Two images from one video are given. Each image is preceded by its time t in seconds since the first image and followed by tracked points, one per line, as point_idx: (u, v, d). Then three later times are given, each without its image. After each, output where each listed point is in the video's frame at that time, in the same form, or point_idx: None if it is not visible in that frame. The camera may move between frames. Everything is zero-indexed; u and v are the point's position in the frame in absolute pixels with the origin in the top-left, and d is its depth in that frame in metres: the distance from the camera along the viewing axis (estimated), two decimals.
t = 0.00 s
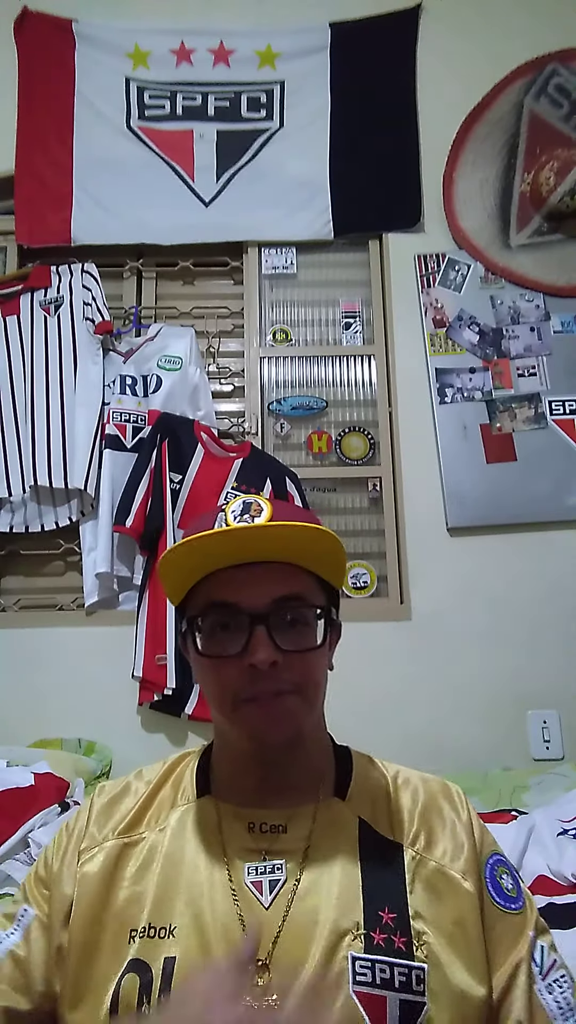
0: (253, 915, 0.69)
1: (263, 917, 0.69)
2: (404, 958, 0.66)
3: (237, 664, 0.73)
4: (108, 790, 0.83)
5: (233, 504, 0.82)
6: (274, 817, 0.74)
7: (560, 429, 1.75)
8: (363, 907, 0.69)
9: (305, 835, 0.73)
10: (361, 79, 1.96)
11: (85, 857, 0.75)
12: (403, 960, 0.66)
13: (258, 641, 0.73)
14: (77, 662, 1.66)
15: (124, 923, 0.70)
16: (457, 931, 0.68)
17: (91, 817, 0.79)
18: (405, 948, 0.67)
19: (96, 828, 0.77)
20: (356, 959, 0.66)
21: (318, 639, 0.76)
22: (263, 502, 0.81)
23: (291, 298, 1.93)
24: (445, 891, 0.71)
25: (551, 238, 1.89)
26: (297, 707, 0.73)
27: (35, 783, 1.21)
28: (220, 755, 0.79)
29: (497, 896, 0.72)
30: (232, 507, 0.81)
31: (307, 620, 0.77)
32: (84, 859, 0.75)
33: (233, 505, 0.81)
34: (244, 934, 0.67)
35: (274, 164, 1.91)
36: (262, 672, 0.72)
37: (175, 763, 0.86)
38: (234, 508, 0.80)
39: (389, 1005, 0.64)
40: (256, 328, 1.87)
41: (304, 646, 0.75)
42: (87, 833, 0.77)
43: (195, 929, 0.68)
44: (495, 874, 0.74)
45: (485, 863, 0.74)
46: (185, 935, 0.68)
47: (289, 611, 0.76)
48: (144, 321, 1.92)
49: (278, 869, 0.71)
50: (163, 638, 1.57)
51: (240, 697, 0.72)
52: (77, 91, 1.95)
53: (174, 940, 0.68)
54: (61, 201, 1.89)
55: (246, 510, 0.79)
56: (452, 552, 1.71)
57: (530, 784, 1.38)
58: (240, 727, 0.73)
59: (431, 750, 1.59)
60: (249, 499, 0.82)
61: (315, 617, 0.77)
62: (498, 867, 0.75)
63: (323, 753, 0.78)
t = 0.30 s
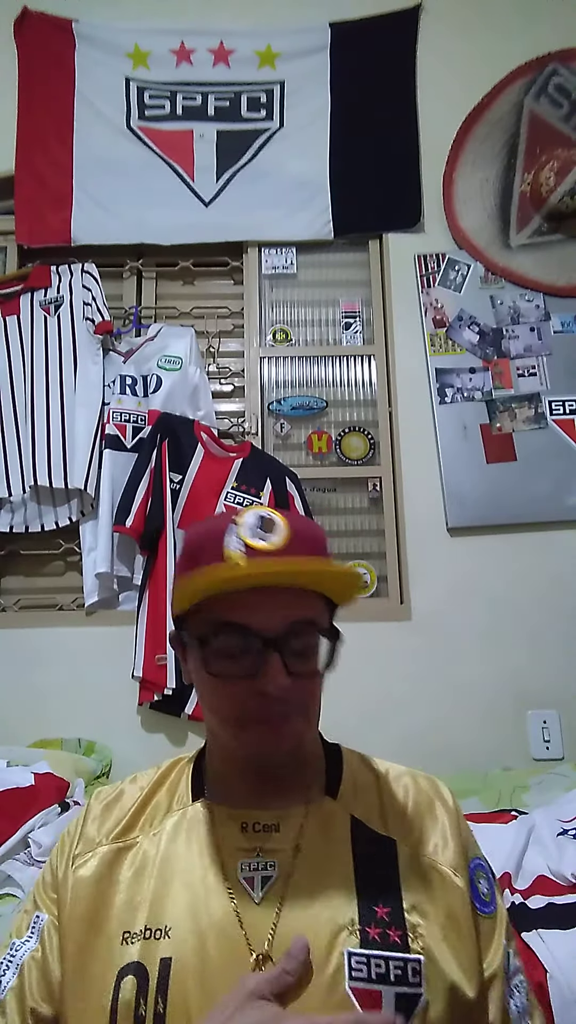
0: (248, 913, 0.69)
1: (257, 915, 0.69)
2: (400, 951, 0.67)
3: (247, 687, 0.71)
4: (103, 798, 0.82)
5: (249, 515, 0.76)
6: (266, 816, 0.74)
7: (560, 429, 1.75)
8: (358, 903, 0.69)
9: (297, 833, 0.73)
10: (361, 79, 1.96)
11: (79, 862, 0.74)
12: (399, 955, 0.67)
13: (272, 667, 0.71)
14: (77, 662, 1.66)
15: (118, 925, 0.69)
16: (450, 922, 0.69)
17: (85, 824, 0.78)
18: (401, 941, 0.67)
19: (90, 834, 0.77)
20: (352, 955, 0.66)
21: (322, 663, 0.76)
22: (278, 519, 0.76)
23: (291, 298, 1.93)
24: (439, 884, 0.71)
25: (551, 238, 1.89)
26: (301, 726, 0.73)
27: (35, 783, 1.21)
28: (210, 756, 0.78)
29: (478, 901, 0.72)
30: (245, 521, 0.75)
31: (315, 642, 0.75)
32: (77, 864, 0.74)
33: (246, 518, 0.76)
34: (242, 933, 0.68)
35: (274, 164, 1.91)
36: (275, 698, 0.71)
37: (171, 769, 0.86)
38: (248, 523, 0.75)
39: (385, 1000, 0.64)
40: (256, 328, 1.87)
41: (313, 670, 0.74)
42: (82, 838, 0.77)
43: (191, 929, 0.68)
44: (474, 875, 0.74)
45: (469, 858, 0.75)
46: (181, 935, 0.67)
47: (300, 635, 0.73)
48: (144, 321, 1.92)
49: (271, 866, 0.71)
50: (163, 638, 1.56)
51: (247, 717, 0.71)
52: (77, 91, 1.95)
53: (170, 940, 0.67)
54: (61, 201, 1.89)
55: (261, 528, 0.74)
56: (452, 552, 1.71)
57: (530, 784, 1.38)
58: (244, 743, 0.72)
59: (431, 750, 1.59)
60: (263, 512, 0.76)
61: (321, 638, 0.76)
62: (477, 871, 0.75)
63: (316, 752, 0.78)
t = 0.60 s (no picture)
0: (241, 923, 0.68)
1: (250, 926, 0.68)
2: (393, 960, 0.68)
3: (298, 758, 0.67)
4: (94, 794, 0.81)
5: (322, 575, 0.65)
6: (262, 824, 0.72)
7: (561, 429, 1.75)
8: (351, 913, 0.70)
9: (293, 843, 0.72)
10: (361, 79, 1.96)
11: (68, 868, 0.73)
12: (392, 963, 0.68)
13: (329, 744, 0.68)
14: (77, 662, 1.67)
15: (110, 931, 0.69)
16: (443, 934, 0.71)
17: (74, 825, 0.77)
18: (393, 949, 0.68)
19: (79, 837, 0.75)
20: (346, 965, 0.67)
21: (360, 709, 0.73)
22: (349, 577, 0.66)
23: (291, 298, 1.93)
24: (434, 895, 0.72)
25: (551, 238, 1.89)
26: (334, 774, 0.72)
27: (35, 783, 1.21)
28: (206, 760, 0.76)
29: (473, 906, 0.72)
30: (318, 582, 0.65)
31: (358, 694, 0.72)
32: (67, 870, 0.73)
33: (319, 576, 0.65)
34: (234, 946, 0.67)
35: (274, 164, 1.91)
36: (322, 762, 0.69)
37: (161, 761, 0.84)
38: (321, 586, 0.65)
39: (379, 1008, 0.66)
40: (256, 328, 1.87)
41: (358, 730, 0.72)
42: (71, 841, 0.75)
43: (183, 937, 0.68)
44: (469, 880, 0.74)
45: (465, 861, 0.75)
46: (173, 944, 0.67)
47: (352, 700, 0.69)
48: (144, 321, 1.92)
49: (266, 879, 0.70)
50: (163, 638, 1.56)
51: (288, 774, 0.69)
52: (77, 90, 1.95)
53: (160, 950, 0.67)
54: (61, 201, 1.89)
55: (334, 593, 0.65)
56: (453, 551, 1.71)
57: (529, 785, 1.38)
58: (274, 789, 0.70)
59: (431, 750, 1.59)
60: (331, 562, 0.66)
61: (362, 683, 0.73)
62: (472, 874, 0.75)
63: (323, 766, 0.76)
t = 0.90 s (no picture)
0: (253, 944, 0.68)
1: (260, 948, 0.68)
2: (405, 980, 0.69)
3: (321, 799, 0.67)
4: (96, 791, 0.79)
5: (362, 624, 0.63)
6: (276, 839, 0.70)
7: (561, 429, 1.75)
8: (363, 934, 0.70)
9: (306, 859, 0.70)
10: (361, 79, 1.96)
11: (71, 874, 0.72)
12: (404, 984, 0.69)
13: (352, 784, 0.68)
14: (77, 662, 1.67)
15: (112, 941, 0.69)
16: (454, 951, 0.71)
17: (76, 827, 0.76)
18: (405, 970, 0.69)
19: (82, 841, 0.74)
20: (356, 985, 0.68)
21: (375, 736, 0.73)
22: (388, 622, 0.65)
23: (291, 298, 1.93)
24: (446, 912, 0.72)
25: (551, 238, 1.89)
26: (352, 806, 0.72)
27: (35, 783, 1.21)
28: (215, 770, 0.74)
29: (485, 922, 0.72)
30: (357, 631, 0.63)
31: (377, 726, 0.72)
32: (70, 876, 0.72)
33: (359, 625, 0.63)
34: (244, 969, 0.67)
35: (273, 164, 1.91)
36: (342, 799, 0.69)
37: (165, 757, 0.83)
38: (360, 636, 0.63)
39: None
40: (256, 328, 1.87)
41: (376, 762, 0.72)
42: (74, 844, 0.74)
43: (191, 955, 0.68)
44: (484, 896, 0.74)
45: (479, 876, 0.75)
46: (180, 960, 0.68)
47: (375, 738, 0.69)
48: (144, 321, 1.92)
49: (278, 900, 0.69)
50: (163, 638, 1.56)
51: (309, 811, 0.68)
52: (77, 90, 1.95)
53: (167, 965, 0.67)
54: (61, 201, 1.89)
55: (372, 641, 0.64)
56: (452, 551, 1.72)
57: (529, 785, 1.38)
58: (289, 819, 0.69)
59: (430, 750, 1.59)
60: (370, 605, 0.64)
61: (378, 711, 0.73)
62: (487, 889, 0.75)
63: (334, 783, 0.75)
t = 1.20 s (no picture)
0: (257, 952, 0.68)
1: (265, 953, 0.68)
2: (407, 975, 0.68)
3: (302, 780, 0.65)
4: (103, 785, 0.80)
5: (326, 585, 0.63)
6: (282, 839, 0.71)
7: (561, 429, 1.75)
8: (365, 932, 0.69)
9: (312, 860, 0.71)
10: (361, 79, 1.96)
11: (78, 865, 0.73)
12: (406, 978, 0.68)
13: (334, 767, 0.65)
14: (77, 662, 1.67)
15: (118, 935, 0.69)
16: (463, 945, 0.70)
17: (83, 819, 0.76)
18: (407, 964, 0.68)
19: (89, 833, 0.75)
20: (358, 981, 0.67)
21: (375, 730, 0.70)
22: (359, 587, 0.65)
23: (291, 298, 1.93)
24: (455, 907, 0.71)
25: (551, 238, 1.89)
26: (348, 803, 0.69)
27: (34, 783, 1.21)
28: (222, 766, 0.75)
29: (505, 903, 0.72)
30: (322, 592, 0.63)
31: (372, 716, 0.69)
32: (77, 868, 0.73)
33: (323, 584, 0.63)
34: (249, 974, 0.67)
35: (273, 164, 1.91)
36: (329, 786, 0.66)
37: (173, 753, 0.83)
38: (326, 596, 0.63)
39: None
40: (256, 328, 1.87)
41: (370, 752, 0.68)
42: (81, 836, 0.75)
43: (196, 954, 0.68)
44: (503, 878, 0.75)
45: (492, 868, 0.75)
46: (184, 957, 0.67)
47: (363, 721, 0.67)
48: (144, 321, 1.92)
49: (282, 904, 0.69)
50: (163, 638, 1.56)
51: (296, 798, 0.66)
52: (77, 90, 1.95)
53: (173, 962, 0.67)
54: (61, 201, 1.89)
55: (340, 603, 0.63)
56: (452, 551, 1.71)
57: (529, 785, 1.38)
58: (281, 809, 0.68)
59: (430, 750, 1.59)
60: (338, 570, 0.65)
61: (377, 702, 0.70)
62: (505, 874, 0.75)
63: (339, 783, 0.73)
